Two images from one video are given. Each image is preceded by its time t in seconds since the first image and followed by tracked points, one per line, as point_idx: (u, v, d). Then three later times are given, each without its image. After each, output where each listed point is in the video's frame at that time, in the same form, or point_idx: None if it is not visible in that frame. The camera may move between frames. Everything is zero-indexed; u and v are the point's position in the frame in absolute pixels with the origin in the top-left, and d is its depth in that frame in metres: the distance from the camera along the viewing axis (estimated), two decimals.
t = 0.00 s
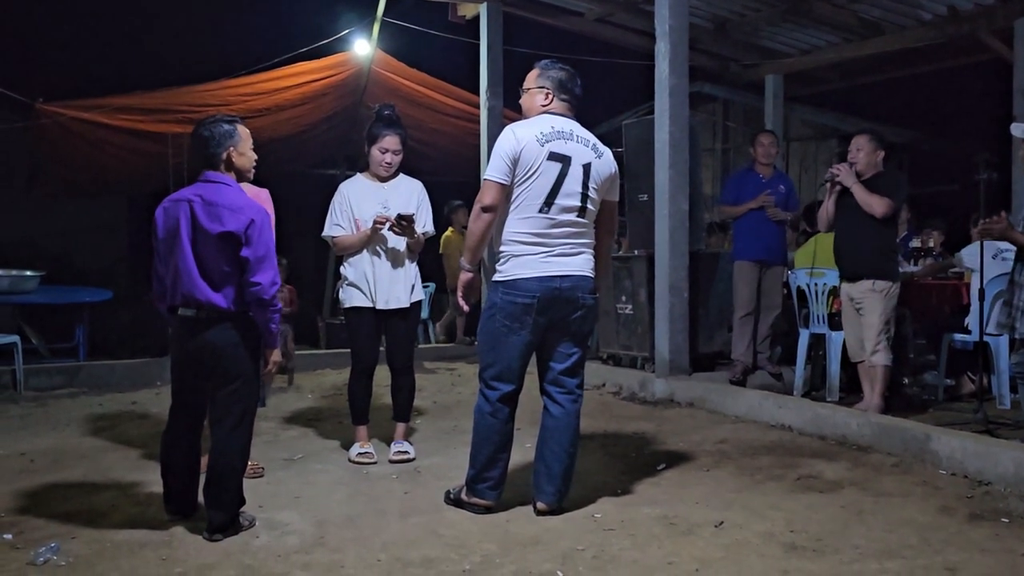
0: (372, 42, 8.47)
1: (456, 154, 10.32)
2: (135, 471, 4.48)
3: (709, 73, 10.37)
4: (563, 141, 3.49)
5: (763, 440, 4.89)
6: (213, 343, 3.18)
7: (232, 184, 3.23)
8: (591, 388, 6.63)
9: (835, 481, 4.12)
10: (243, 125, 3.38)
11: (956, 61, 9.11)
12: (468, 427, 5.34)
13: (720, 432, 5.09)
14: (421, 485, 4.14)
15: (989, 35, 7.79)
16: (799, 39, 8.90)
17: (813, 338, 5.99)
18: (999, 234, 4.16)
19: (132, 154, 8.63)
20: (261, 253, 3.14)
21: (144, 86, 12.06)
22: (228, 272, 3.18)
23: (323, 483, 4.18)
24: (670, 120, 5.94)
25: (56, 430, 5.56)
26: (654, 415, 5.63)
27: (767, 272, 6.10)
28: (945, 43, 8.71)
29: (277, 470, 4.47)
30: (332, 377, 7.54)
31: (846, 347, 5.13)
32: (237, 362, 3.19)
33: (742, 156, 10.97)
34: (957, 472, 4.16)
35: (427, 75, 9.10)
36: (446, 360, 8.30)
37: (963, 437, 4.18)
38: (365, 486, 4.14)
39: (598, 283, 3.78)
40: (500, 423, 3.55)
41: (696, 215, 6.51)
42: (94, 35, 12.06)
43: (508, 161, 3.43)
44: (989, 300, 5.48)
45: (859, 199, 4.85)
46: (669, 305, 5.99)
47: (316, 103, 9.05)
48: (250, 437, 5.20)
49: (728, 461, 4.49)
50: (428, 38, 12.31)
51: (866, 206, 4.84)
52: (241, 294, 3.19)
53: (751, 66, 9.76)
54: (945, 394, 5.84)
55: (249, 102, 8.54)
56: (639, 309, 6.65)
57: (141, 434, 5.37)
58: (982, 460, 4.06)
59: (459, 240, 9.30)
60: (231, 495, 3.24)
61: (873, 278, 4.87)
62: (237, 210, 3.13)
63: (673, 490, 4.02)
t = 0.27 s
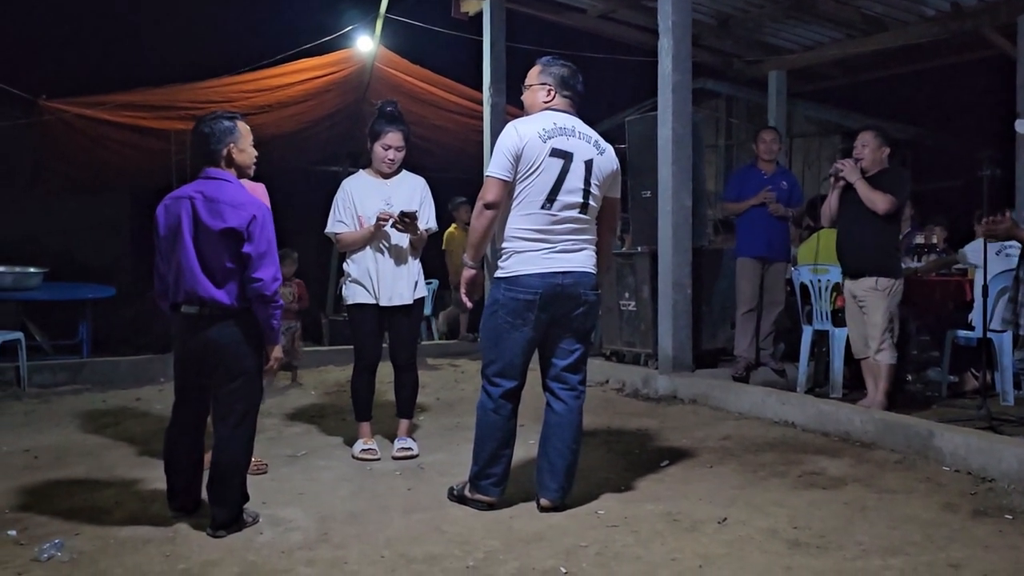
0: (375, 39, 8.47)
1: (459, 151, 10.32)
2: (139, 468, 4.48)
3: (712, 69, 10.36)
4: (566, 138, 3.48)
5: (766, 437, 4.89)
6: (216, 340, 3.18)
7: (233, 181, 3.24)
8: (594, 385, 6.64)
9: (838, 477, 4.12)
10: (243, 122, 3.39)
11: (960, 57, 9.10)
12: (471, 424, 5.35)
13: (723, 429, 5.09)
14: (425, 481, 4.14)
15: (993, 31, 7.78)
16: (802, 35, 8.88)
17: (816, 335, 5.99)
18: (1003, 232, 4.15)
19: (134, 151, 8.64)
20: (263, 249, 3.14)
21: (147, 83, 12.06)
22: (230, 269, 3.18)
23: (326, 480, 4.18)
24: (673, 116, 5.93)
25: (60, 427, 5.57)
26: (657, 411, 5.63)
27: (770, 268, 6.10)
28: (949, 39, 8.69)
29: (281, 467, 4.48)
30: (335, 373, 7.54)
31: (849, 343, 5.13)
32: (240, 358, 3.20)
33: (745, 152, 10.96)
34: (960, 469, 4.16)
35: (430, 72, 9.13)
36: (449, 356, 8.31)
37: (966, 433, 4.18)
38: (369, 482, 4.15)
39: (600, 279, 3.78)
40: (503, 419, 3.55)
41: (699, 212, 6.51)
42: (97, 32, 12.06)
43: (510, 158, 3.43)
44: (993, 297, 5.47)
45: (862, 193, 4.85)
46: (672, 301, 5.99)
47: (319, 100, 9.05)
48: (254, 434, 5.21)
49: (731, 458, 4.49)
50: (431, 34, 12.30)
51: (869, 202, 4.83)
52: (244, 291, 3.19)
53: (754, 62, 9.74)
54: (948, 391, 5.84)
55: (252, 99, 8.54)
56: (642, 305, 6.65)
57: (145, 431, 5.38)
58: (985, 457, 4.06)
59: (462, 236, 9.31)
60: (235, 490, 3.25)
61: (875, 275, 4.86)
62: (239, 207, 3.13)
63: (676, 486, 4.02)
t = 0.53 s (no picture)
0: (378, 36, 8.48)
1: (462, 148, 10.32)
2: (143, 464, 4.49)
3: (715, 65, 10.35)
4: (567, 134, 3.48)
5: (769, 433, 4.89)
6: (220, 337, 3.19)
7: (236, 177, 3.24)
8: (598, 381, 6.64)
9: (842, 474, 4.12)
10: (246, 118, 3.39)
11: (963, 53, 9.09)
12: (475, 421, 5.35)
13: (727, 426, 5.09)
14: (429, 477, 4.15)
15: (997, 27, 7.77)
16: (806, 31, 8.87)
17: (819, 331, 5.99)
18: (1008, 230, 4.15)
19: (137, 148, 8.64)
20: (267, 245, 3.14)
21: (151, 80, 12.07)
22: (234, 265, 3.18)
23: (330, 476, 4.19)
24: (677, 112, 5.93)
25: (64, 424, 5.57)
26: (660, 408, 5.64)
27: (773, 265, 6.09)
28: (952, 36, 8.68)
29: (285, 463, 4.48)
30: (338, 370, 7.55)
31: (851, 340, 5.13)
32: (245, 354, 3.20)
33: (749, 149, 10.96)
34: (964, 466, 4.16)
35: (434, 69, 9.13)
36: (453, 353, 8.32)
37: (970, 430, 4.18)
38: (373, 479, 4.16)
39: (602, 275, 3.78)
40: (506, 416, 3.56)
41: (702, 208, 6.51)
42: (101, 29, 12.07)
43: (512, 154, 3.43)
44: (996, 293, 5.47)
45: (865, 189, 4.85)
46: (676, 298, 6.00)
47: (323, 97, 9.05)
48: (258, 431, 5.22)
49: (734, 454, 4.49)
50: (434, 31, 12.30)
51: (873, 199, 4.82)
52: (248, 287, 3.20)
53: (758, 59, 9.73)
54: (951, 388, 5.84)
55: (256, 96, 8.54)
56: (646, 302, 6.65)
57: (149, 428, 5.39)
58: (988, 453, 4.06)
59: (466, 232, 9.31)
60: (240, 486, 3.25)
61: (878, 272, 4.85)
62: (242, 203, 3.14)
63: (680, 483, 4.03)
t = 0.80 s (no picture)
0: (381, 33, 8.46)
1: (465, 145, 10.31)
2: (146, 462, 4.50)
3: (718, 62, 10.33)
4: (569, 131, 3.47)
5: (773, 430, 4.89)
6: (223, 334, 3.19)
7: (238, 175, 3.24)
8: (601, 379, 6.64)
9: (845, 471, 4.11)
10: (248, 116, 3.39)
11: (967, 50, 9.06)
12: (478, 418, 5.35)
13: (730, 423, 5.09)
14: (431, 475, 4.15)
15: (1002, 23, 7.74)
16: (809, 28, 8.85)
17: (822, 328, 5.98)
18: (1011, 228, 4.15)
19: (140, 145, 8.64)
20: (268, 243, 3.14)
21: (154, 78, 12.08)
22: (237, 263, 3.18)
23: (333, 474, 4.19)
24: (680, 109, 5.92)
25: (67, 421, 5.58)
26: (663, 405, 5.63)
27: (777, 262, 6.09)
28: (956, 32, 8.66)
29: (288, 460, 4.48)
30: (341, 367, 7.56)
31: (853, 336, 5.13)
32: (247, 352, 3.20)
33: (752, 146, 10.95)
34: (968, 463, 4.15)
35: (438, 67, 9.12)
36: (456, 350, 8.32)
37: (973, 427, 4.17)
38: (376, 476, 4.16)
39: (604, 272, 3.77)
40: (509, 413, 3.56)
41: (705, 205, 6.50)
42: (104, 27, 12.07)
43: (514, 151, 3.42)
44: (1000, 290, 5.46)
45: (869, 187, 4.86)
46: (679, 295, 5.99)
47: (326, 94, 9.05)
48: (261, 428, 5.22)
49: (738, 452, 4.48)
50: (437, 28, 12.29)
51: (877, 198, 4.82)
52: (250, 285, 3.20)
53: (761, 56, 9.71)
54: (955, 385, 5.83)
55: (258, 93, 8.54)
56: (649, 299, 6.64)
57: (152, 425, 5.39)
58: (991, 450, 4.05)
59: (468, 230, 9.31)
60: (243, 483, 3.25)
61: (880, 269, 4.84)
62: (244, 201, 3.13)
63: (683, 480, 4.02)
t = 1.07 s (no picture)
0: (382, 31, 8.45)
1: (467, 143, 10.31)
2: (148, 460, 4.50)
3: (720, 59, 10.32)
4: (569, 129, 3.47)
5: (775, 428, 4.89)
6: (225, 332, 3.19)
7: (241, 174, 3.24)
8: (603, 376, 6.64)
9: (847, 469, 4.11)
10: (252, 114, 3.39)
11: (969, 47, 9.05)
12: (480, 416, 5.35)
13: (732, 421, 5.09)
14: (434, 473, 4.15)
15: (1003, 20, 7.73)
16: (811, 25, 8.84)
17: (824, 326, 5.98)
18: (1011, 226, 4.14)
19: (141, 143, 8.64)
20: (271, 242, 3.14)
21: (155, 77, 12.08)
22: (240, 262, 3.18)
23: (335, 472, 4.19)
24: (681, 107, 5.92)
25: (69, 420, 5.58)
26: (665, 403, 5.63)
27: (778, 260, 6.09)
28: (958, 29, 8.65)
29: (290, 459, 4.49)
30: (343, 365, 7.56)
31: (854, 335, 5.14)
32: (249, 350, 3.20)
33: (754, 143, 10.94)
34: (970, 460, 4.15)
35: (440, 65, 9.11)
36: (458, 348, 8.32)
37: (975, 425, 4.17)
38: (378, 474, 4.16)
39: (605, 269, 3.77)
40: (511, 411, 3.56)
41: (707, 203, 6.50)
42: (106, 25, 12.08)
43: (514, 150, 3.42)
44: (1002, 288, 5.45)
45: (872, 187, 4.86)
46: (681, 293, 5.99)
47: (327, 93, 9.05)
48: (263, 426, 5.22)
49: (739, 449, 4.48)
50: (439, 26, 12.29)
51: (880, 198, 4.83)
52: (253, 284, 3.20)
53: (762, 54, 9.70)
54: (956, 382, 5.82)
55: (260, 92, 8.54)
56: (650, 297, 6.64)
57: (155, 424, 5.40)
58: (994, 448, 4.05)
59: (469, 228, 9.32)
60: (245, 481, 3.25)
61: (882, 267, 4.84)
62: (247, 199, 3.13)
63: (685, 478, 4.02)
